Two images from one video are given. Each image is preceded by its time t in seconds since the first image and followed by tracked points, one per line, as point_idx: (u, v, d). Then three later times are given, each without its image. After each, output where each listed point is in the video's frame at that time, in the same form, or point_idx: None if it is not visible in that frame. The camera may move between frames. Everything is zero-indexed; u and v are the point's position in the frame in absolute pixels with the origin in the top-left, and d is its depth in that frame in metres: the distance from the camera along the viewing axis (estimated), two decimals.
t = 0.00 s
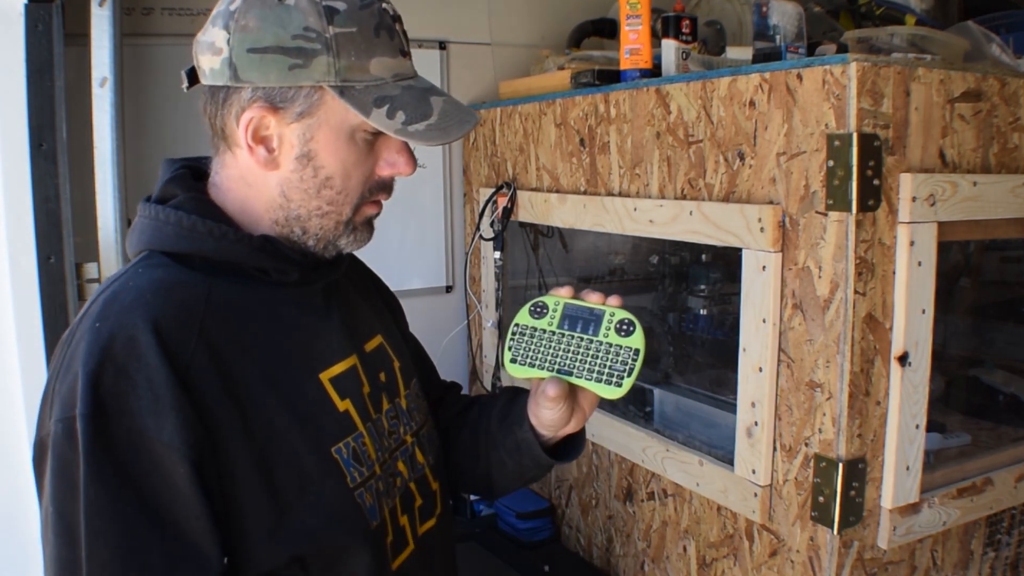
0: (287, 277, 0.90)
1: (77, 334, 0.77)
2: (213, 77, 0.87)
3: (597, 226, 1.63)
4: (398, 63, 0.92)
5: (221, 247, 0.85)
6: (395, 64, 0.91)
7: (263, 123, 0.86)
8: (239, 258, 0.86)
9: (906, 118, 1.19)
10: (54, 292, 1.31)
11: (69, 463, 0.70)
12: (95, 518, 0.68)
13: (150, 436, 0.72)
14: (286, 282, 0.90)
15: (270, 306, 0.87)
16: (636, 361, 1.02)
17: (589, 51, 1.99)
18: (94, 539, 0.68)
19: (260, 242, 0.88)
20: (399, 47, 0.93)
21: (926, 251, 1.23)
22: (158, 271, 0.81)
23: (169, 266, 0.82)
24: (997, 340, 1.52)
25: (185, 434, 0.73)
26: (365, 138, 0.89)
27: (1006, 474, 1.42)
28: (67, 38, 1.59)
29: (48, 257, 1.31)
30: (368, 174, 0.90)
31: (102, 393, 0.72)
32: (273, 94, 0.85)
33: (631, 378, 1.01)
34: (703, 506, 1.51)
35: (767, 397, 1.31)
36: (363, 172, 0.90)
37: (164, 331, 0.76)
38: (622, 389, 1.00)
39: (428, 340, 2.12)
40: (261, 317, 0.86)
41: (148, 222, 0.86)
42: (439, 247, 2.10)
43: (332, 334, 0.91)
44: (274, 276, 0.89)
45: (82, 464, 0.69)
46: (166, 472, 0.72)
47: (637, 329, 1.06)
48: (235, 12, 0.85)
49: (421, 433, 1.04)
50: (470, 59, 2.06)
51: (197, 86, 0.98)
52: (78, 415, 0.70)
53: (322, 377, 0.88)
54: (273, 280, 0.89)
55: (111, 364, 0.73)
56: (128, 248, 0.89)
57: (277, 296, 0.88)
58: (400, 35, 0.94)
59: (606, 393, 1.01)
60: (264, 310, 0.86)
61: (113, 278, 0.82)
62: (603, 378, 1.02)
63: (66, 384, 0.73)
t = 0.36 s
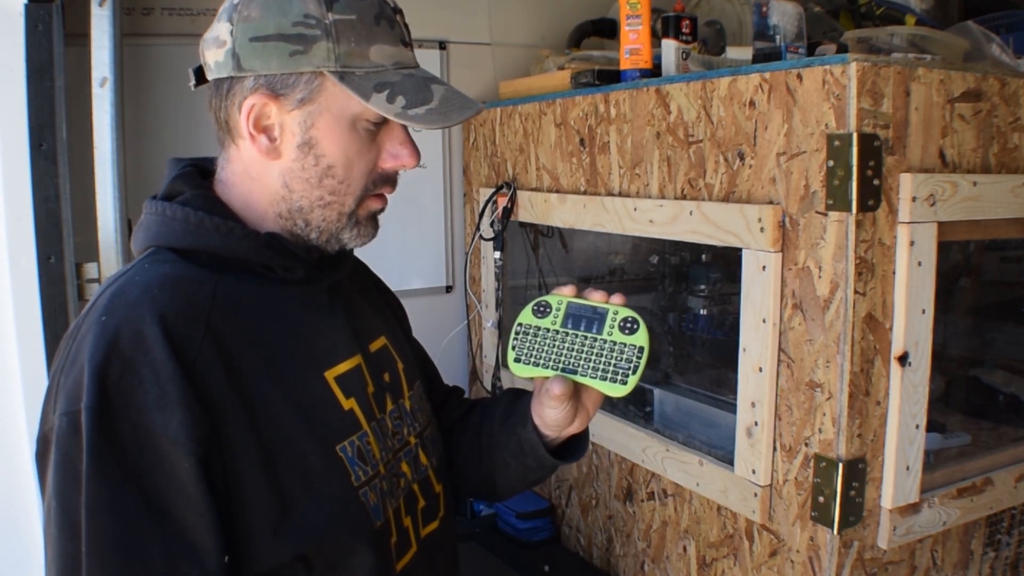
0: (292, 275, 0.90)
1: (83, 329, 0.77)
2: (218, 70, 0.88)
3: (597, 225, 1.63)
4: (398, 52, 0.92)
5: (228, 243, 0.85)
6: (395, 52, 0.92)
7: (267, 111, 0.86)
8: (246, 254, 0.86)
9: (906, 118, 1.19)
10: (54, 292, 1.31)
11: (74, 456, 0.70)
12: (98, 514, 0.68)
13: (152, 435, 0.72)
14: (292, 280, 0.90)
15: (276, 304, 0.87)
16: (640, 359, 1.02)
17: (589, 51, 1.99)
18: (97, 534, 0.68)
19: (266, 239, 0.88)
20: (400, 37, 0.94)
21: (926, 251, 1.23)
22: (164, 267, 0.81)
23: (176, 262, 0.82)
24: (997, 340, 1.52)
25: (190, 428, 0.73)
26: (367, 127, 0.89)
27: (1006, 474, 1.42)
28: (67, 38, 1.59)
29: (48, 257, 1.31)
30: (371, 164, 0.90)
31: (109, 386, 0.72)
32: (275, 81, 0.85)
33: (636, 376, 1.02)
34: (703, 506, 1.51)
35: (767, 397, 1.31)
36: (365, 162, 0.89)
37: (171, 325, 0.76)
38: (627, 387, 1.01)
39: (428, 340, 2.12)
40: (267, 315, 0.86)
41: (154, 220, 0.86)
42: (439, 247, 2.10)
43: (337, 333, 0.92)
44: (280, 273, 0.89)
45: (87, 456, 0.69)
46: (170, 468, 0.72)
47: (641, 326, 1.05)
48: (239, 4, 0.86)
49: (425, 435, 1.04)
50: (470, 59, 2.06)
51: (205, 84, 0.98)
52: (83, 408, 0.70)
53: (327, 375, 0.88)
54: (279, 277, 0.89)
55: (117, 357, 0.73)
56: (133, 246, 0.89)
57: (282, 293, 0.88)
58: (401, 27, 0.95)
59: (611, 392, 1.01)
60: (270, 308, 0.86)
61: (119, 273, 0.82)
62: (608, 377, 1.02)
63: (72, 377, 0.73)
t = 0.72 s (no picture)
0: (306, 273, 0.91)
1: (93, 318, 0.77)
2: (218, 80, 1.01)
3: (597, 225, 1.63)
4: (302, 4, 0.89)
5: (243, 238, 0.87)
6: (296, 5, 0.89)
7: (218, 101, 0.96)
8: (259, 250, 0.88)
9: (906, 118, 1.19)
10: (54, 292, 1.31)
11: (79, 444, 0.70)
12: (102, 504, 0.68)
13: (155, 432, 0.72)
14: (306, 278, 0.91)
15: (288, 301, 0.88)
16: (640, 346, 1.03)
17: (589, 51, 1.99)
18: (102, 526, 0.68)
19: (280, 236, 0.90)
20: None
21: (926, 251, 1.23)
22: (177, 260, 0.82)
23: (190, 255, 0.83)
24: (997, 340, 1.52)
25: (196, 421, 0.73)
26: (285, 90, 0.89)
27: (1006, 474, 1.42)
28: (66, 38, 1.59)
29: (48, 257, 1.31)
30: (294, 128, 0.89)
31: (118, 374, 0.72)
32: (214, 69, 0.94)
33: (637, 363, 1.02)
34: (703, 506, 1.51)
35: (767, 397, 1.31)
36: (287, 125, 0.89)
37: (181, 318, 0.77)
38: (629, 374, 1.02)
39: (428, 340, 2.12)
40: (278, 313, 0.86)
41: (170, 214, 0.87)
42: (439, 247, 2.11)
43: (349, 334, 0.92)
44: (293, 271, 0.90)
45: (92, 443, 0.68)
46: (174, 461, 0.72)
47: (636, 312, 1.05)
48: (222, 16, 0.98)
49: (434, 441, 1.04)
50: (470, 59, 2.06)
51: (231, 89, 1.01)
52: (91, 396, 0.70)
53: (337, 376, 0.88)
54: (292, 275, 0.90)
55: (127, 345, 0.73)
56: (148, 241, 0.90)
57: (294, 291, 0.89)
58: None
59: (613, 380, 1.01)
60: (282, 305, 0.87)
61: (131, 266, 0.82)
62: (609, 364, 1.02)
63: (82, 365, 0.73)
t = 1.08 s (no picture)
0: (310, 272, 0.91)
1: (96, 316, 0.78)
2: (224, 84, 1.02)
3: (597, 226, 1.63)
4: (296, 5, 0.89)
5: (246, 237, 0.87)
6: (292, 6, 0.89)
7: (220, 103, 0.96)
8: (262, 249, 0.88)
9: (906, 118, 1.19)
10: (54, 292, 1.31)
11: (80, 441, 0.70)
12: (101, 501, 0.68)
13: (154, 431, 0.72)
14: (309, 278, 0.91)
15: (292, 300, 0.88)
16: (643, 348, 1.04)
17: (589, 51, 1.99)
18: (101, 523, 0.68)
19: (282, 235, 0.90)
20: None
21: (926, 251, 1.23)
22: (180, 259, 0.82)
23: (193, 254, 0.84)
24: (997, 340, 1.52)
25: (195, 419, 0.73)
26: (281, 89, 0.89)
27: (1006, 474, 1.42)
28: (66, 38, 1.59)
29: (48, 257, 1.31)
30: (291, 127, 0.89)
31: (118, 371, 0.72)
32: (215, 72, 0.95)
33: (641, 364, 1.03)
34: (703, 506, 1.51)
35: (767, 397, 1.31)
36: (284, 124, 0.89)
37: (182, 316, 0.77)
38: (633, 375, 1.02)
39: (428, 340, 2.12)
40: (281, 312, 0.86)
41: (176, 213, 0.88)
42: (439, 247, 2.11)
43: (352, 334, 0.92)
44: (297, 270, 0.90)
45: (91, 441, 0.68)
46: (174, 459, 0.72)
47: (641, 312, 1.06)
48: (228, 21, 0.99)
49: (439, 442, 1.03)
50: (470, 59, 2.06)
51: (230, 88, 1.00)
52: (91, 393, 0.70)
53: (340, 376, 0.88)
54: (296, 274, 0.90)
55: (127, 343, 0.73)
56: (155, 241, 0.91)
57: (297, 290, 0.89)
58: None
59: (617, 379, 1.02)
60: (285, 304, 0.87)
61: (135, 265, 0.83)
62: (613, 364, 1.02)
63: (84, 362, 0.74)
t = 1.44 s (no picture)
0: (311, 274, 0.91)
1: (97, 317, 0.78)
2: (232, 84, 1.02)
3: (597, 226, 1.63)
4: (312, 11, 0.90)
5: (246, 239, 0.87)
6: (308, 11, 0.90)
7: (229, 103, 0.96)
8: (263, 251, 0.88)
9: (906, 118, 1.19)
10: (54, 292, 1.31)
11: (80, 441, 0.70)
12: (101, 500, 0.68)
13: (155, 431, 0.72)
14: (310, 280, 0.91)
15: (292, 301, 0.88)
16: (650, 337, 0.99)
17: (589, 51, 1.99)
18: (102, 522, 0.68)
19: (283, 237, 0.90)
20: None
21: (926, 251, 1.23)
22: (182, 260, 0.83)
23: (194, 255, 0.84)
24: (997, 340, 1.52)
25: (194, 418, 0.73)
26: (293, 93, 0.90)
27: (1006, 474, 1.42)
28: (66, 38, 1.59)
29: (48, 257, 1.30)
30: (302, 132, 0.90)
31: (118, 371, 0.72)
32: (225, 72, 0.95)
33: (648, 354, 0.98)
34: (703, 506, 1.51)
35: (768, 397, 1.31)
36: (296, 129, 0.89)
37: (182, 317, 0.77)
38: (640, 365, 0.97)
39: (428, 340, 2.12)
40: (282, 313, 0.86)
41: (178, 215, 0.88)
42: (440, 247, 2.11)
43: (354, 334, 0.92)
44: (297, 272, 0.90)
45: (91, 441, 0.69)
46: (173, 458, 0.72)
47: (648, 301, 1.01)
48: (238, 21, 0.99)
49: (440, 442, 1.03)
50: (470, 59, 2.06)
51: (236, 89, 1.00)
52: (92, 393, 0.70)
53: (340, 376, 0.88)
54: (296, 275, 0.90)
55: (128, 343, 0.73)
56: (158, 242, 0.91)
57: (298, 291, 0.89)
58: None
59: (624, 370, 0.96)
60: (285, 306, 0.87)
61: (137, 265, 0.83)
62: (619, 354, 0.97)
63: (85, 362, 0.74)
